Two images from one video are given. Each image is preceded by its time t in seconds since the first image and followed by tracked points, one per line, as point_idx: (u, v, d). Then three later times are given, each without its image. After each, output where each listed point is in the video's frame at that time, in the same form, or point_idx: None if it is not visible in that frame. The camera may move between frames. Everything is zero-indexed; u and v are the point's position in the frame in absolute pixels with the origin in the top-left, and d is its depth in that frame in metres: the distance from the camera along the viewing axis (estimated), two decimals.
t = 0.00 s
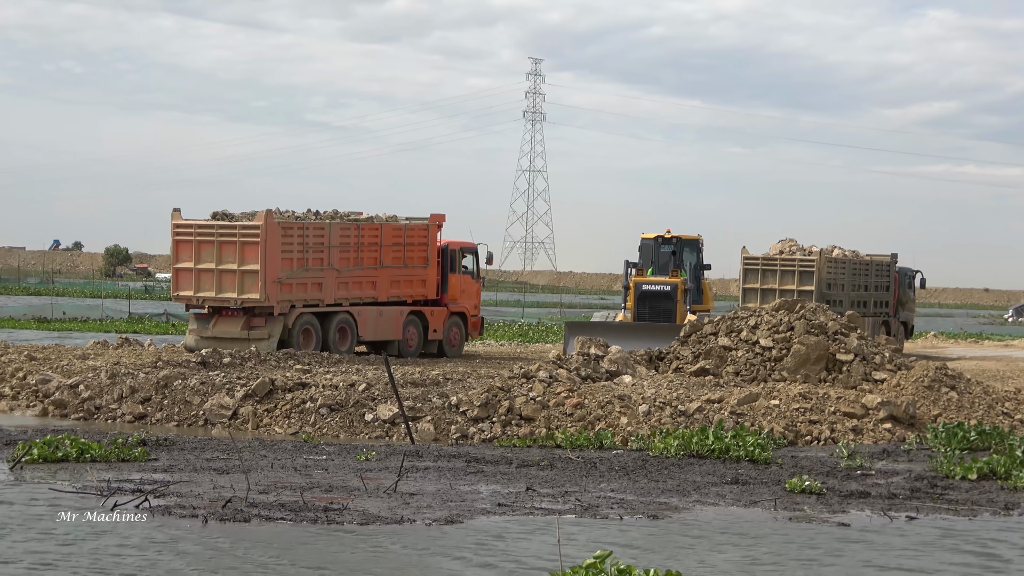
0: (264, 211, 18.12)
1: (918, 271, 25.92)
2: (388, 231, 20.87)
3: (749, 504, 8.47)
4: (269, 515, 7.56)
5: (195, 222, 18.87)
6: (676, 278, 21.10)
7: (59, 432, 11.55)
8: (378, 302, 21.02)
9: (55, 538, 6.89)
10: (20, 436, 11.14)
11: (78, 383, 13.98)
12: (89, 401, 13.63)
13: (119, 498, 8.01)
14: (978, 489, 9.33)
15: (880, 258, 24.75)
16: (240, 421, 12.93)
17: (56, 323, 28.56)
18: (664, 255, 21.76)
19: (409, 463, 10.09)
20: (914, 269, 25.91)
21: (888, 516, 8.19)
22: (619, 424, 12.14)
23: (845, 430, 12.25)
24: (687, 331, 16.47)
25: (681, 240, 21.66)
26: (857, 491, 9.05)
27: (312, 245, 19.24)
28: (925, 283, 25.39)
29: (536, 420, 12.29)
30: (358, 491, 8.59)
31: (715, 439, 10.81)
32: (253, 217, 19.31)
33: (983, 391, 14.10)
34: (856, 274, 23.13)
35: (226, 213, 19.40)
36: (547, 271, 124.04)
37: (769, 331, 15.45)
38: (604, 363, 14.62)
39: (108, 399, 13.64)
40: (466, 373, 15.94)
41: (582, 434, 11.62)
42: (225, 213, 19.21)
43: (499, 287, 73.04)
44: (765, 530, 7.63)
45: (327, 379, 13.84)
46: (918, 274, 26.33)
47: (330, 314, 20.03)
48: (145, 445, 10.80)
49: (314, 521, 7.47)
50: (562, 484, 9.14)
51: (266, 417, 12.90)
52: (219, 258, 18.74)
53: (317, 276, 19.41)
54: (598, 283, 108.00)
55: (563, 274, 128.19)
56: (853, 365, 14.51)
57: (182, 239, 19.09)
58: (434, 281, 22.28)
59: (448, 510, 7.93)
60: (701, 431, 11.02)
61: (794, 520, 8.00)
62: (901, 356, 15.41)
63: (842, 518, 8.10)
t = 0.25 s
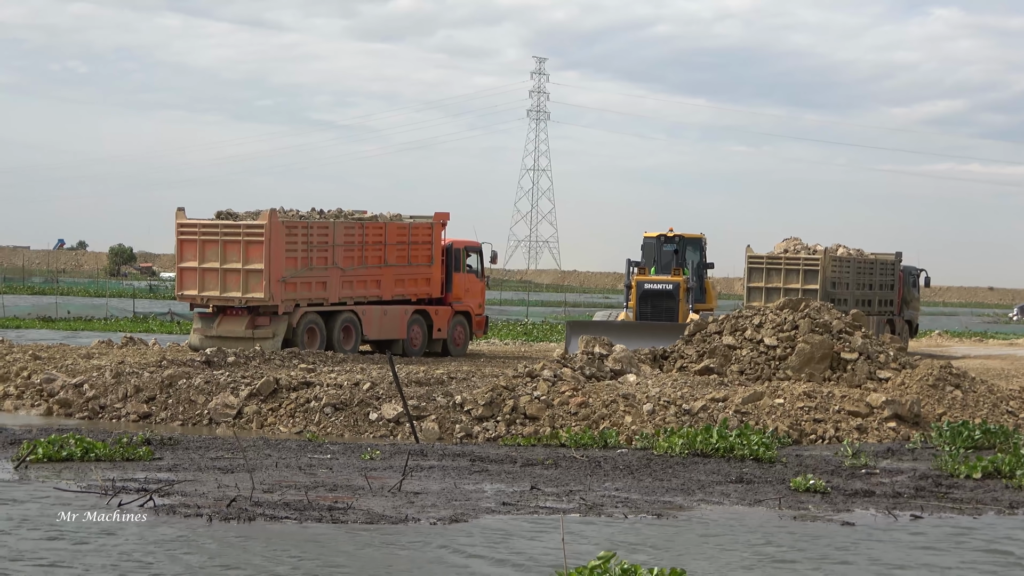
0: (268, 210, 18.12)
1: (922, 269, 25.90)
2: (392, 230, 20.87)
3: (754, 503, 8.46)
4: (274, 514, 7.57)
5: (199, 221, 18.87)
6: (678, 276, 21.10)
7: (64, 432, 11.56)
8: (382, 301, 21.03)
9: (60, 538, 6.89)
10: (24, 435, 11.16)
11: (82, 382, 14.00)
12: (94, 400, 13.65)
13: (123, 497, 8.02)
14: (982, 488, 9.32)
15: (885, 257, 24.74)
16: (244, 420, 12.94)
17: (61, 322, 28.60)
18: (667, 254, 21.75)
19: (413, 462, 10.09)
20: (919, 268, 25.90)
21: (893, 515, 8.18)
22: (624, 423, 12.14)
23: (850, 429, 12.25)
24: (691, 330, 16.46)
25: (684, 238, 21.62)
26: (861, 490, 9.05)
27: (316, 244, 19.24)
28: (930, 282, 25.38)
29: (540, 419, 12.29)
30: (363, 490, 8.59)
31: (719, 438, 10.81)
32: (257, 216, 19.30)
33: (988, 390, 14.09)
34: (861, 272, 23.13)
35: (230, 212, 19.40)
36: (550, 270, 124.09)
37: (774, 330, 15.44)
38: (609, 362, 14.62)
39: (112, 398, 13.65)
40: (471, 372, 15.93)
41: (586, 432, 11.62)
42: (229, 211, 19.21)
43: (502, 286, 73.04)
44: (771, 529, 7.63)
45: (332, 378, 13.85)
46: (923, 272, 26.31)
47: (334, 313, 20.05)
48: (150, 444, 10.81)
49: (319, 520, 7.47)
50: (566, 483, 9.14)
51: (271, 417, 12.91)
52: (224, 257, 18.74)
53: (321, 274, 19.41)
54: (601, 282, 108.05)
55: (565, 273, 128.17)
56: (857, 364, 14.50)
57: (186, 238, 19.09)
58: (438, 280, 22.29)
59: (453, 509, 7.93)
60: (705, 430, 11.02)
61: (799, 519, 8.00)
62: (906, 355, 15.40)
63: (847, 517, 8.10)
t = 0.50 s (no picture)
0: (272, 209, 18.12)
1: (926, 267, 25.90)
2: (396, 228, 20.87)
3: (758, 501, 8.47)
4: (278, 513, 7.57)
5: (203, 220, 18.87)
6: (678, 274, 21.10)
7: (68, 431, 11.57)
8: (386, 299, 21.04)
9: (65, 536, 6.90)
10: (29, 434, 11.17)
11: (86, 380, 14.02)
12: (98, 399, 13.66)
13: (127, 496, 8.03)
14: (986, 486, 9.33)
15: (889, 255, 24.73)
16: (248, 419, 12.94)
17: (65, 321, 28.65)
18: (667, 252, 21.71)
19: (417, 461, 10.10)
20: (923, 266, 25.90)
21: (896, 513, 8.19)
22: (628, 421, 12.14)
23: (854, 427, 12.26)
24: (695, 328, 16.46)
25: (686, 236, 21.61)
26: (865, 488, 9.06)
27: (320, 242, 19.24)
28: (934, 280, 25.38)
29: (544, 417, 12.30)
30: (367, 488, 8.59)
31: (723, 436, 10.81)
32: (260, 214, 19.30)
33: (992, 388, 14.09)
34: (865, 270, 23.12)
35: (234, 211, 19.40)
36: (553, 269, 124.14)
37: (777, 328, 15.44)
38: (613, 360, 14.63)
39: (116, 397, 13.66)
40: (475, 370, 15.93)
41: (590, 430, 11.63)
42: (233, 210, 19.20)
43: (506, 284, 73.06)
44: (775, 527, 7.64)
45: (335, 377, 13.86)
46: (927, 270, 26.31)
47: (339, 311, 20.04)
48: (154, 443, 10.82)
49: (323, 518, 7.48)
50: (570, 481, 9.15)
51: (275, 415, 12.93)
52: (227, 256, 18.75)
53: (325, 273, 19.42)
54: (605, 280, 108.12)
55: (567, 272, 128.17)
56: (861, 362, 14.50)
57: (190, 237, 19.09)
58: (442, 278, 22.31)
59: (456, 508, 7.94)
60: (709, 427, 11.02)
61: (803, 517, 8.00)
62: (910, 353, 15.40)
63: (851, 514, 8.10)
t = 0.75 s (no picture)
0: (275, 208, 18.12)
1: (930, 266, 25.89)
2: (399, 226, 20.87)
3: (761, 500, 8.46)
4: (281, 512, 7.57)
5: (206, 219, 18.87)
6: (678, 272, 21.08)
7: (72, 429, 11.58)
8: (389, 297, 21.04)
9: (68, 535, 6.90)
10: (32, 433, 11.17)
11: (89, 379, 14.03)
12: (101, 398, 13.66)
13: (131, 495, 8.02)
14: (990, 484, 9.32)
15: (892, 254, 24.72)
16: (251, 418, 12.94)
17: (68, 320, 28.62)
18: (668, 250, 21.68)
19: (420, 459, 10.10)
20: (927, 264, 25.90)
21: (900, 511, 8.19)
22: (631, 420, 12.13)
23: (857, 426, 12.25)
24: (698, 327, 16.46)
25: (687, 234, 21.59)
26: (868, 487, 9.05)
27: (323, 241, 19.24)
28: (937, 278, 25.37)
29: (547, 416, 12.30)
30: (370, 487, 8.59)
31: (726, 434, 10.80)
32: (263, 213, 19.31)
33: (995, 386, 14.09)
34: (868, 269, 23.12)
35: (237, 210, 19.39)
36: (555, 268, 124.10)
37: (781, 327, 15.44)
38: (616, 359, 14.63)
39: (119, 396, 13.67)
40: (478, 369, 15.93)
41: (593, 429, 11.63)
42: (235, 209, 19.21)
43: (508, 283, 73.09)
44: (778, 526, 7.63)
45: (339, 376, 13.86)
46: (930, 268, 26.30)
47: (342, 310, 20.03)
48: (157, 442, 10.81)
49: (326, 517, 7.48)
50: (574, 480, 9.15)
51: (278, 414, 12.93)
52: (230, 255, 18.75)
53: (328, 271, 19.42)
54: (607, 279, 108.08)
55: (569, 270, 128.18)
56: (864, 361, 14.50)
57: (192, 236, 19.09)
58: (445, 276, 22.32)
59: (460, 507, 7.94)
60: (712, 426, 11.02)
61: (806, 515, 8.00)
62: (913, 352, 15.39)
63: (855, 513, 8.10)
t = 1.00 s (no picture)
0: (277, 207, 18.11)
1: (932, 264, 25.89)
2: (400, 225, 20.87)
3: (763, 499, 8.46)
4: (283, 511, 7.57)
5: (207, 218, 18.87)
6: (678, 270, 21.04)
7: (74, 429, 11.58)
8: (391, 296, 21.05)
9: (70, 535, 6.90)
10: (34, 433, 11.19)
11: (91, 379, 14.03)
12: (103, 398, 13.67)
13: (133, 494, 8.02)
14: (992, 482, 9.32)
15: (894, 251, 24.71)
16: (253, 417, 12.94)
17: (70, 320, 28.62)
18: (668, 248, 21.64)
19: (423, 458, 10.10)
20: (929, 262, 25.89)
21: (902, 509, 8.18)
22: (633, 418, 12.13)
23: (859, 424, 12.26)
24: (700, 325, 16.45)
25: (687, 232, 21.58)
26: (871, 485, 9.05)
27: (324, 240, 19.24)
28: (940, 276, 25.36)
29: (549, 415, 12.30)
30: (373, 487, 8.59)
31: (729, 433, 10.81)
32: (264, 213, 19.30)
33: (997, 384, 14.09)
34: (870, 267, 23.12)
35: (238, 209, 19.38)
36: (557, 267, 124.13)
37: (782, 326, 15.44)
38: (618, 357, 14.63)
39: (122, 396, 13.67)
40: (480, 368, 15.94)
41: (595, 428, 11.64)
42: (237, 209, 19.20)
43: (511, 282, 72.94)
44: (780, 524, 7.63)
45: (341, 375, 13.86)
46: (933, 266, 26.29)
47: (343, 309, 20.04)
48: (159, 441, 10.81)
49: (329, 516, 7.48)
50: (576, 479, 9.14)
51: (280, 413, 12.93)
52: (232, 255, 18.74)
53: (329, 271, 19.43)
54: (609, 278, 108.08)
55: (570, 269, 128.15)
56: (866, 358, 14.49)
57: (194, 235, 19.09)
58: (447, 275, 22.34)
59: (462, 506, 7.94)
60: (714, 425, 11.02)
61: (809, 514, 8.00)
62: (916, 349, 15.39)
63: (857, 511, 8.09)
